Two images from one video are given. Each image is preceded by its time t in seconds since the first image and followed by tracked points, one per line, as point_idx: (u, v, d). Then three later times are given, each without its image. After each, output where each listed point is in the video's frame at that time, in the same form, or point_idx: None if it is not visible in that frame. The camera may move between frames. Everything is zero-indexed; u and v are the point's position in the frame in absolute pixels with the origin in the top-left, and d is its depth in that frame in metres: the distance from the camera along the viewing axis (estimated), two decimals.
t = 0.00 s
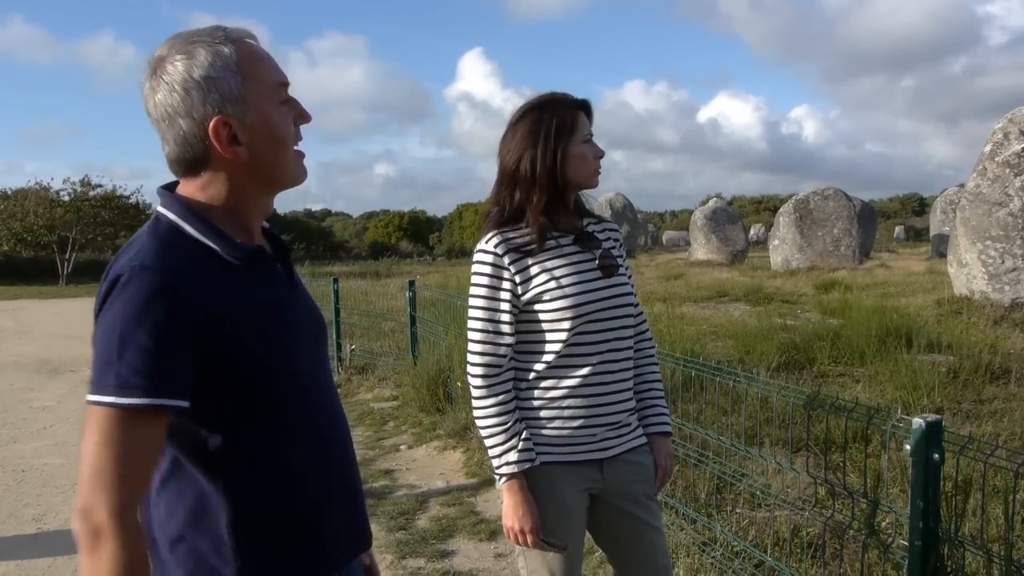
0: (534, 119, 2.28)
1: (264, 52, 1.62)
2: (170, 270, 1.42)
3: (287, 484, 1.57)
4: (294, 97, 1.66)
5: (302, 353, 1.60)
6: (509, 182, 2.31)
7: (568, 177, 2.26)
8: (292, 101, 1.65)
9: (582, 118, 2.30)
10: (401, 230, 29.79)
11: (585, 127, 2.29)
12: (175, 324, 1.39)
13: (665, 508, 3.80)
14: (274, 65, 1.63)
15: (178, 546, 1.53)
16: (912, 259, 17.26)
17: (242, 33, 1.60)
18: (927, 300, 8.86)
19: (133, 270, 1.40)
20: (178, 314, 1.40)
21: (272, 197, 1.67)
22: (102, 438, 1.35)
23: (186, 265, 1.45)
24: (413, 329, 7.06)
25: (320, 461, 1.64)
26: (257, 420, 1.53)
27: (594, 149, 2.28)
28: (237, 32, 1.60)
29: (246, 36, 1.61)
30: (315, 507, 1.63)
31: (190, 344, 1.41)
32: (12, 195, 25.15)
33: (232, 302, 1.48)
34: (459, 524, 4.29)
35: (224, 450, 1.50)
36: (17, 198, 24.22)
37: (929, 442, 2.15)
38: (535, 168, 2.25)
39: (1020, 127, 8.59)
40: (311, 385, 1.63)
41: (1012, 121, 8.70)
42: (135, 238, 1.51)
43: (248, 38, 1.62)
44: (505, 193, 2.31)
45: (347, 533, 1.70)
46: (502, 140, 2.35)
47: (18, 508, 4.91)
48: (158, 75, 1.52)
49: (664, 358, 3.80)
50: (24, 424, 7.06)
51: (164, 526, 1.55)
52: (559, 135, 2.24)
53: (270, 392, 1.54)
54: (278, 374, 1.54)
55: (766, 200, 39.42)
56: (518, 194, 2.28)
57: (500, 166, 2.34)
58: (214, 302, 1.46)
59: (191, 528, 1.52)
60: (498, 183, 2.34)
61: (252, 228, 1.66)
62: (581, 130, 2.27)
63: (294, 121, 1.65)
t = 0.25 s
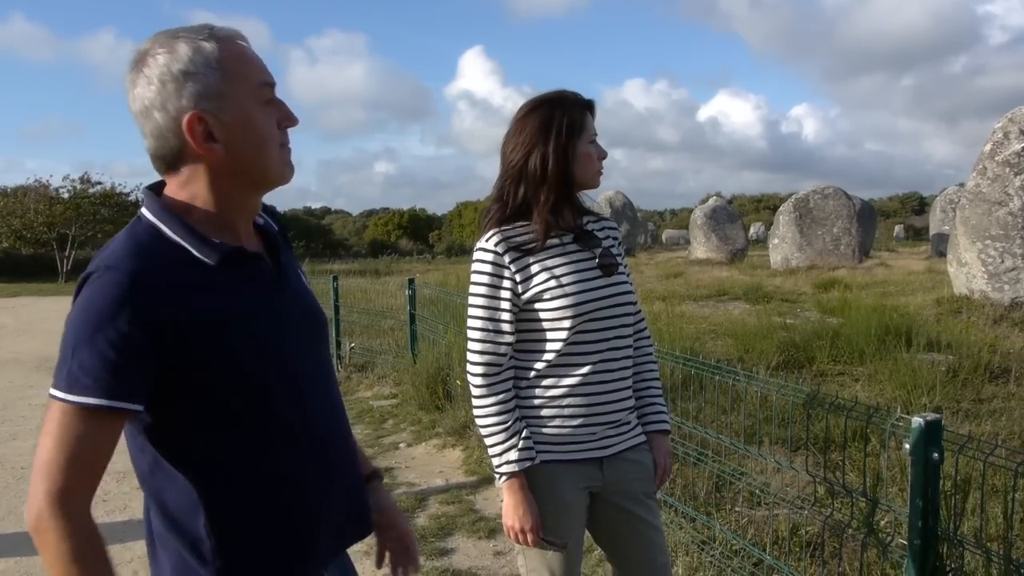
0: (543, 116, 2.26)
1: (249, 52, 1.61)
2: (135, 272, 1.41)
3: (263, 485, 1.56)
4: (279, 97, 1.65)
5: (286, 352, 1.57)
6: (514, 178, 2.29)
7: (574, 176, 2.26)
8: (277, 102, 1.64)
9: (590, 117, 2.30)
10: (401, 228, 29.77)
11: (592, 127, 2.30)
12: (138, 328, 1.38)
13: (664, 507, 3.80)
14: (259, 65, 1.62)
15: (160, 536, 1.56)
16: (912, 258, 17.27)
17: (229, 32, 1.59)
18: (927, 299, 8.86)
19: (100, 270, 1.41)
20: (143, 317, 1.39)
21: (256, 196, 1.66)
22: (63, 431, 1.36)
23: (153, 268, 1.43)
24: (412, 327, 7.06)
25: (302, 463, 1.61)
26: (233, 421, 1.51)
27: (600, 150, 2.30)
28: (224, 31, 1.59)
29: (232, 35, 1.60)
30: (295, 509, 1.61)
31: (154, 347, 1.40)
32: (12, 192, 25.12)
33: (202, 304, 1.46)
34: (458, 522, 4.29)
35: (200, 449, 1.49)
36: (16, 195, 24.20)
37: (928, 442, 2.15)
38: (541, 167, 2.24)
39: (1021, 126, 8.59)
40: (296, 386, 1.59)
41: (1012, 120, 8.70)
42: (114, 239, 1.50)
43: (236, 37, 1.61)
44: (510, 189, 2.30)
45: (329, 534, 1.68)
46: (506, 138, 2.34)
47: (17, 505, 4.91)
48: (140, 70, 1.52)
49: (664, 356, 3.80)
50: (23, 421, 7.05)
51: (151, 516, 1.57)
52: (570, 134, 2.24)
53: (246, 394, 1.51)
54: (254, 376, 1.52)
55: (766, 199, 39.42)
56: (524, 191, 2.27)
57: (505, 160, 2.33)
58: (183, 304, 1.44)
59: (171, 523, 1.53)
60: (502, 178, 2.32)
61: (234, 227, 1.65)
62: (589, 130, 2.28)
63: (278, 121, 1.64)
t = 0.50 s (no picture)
0: (546, 115, 2.27)
1: (198, 46, 1.56)
2: (121, 263, 1.41)
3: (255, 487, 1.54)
4: (236, 87, 1.58)
5: (278, 352, 1.56)
6: (516, 176, 2.29)
7: (575, 174, 2.26)
8: (234, 92, 1.58)
9: (593, 117, 2.30)
10: (401, 227, 29.75)
11: (595, 127, 2.30)
12: (126, 319, 1.38)
13: (664, 506, 3.80)
14: (209, 58, 1.56)
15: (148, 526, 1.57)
16: (912, 258, 17.28)
17: (176, 31, 1.56)
18: (927, 299, 8.86)
19: (86, 257, 1.42)
20: (128, 309, 1.39)
21: (229, 189, 1.62)
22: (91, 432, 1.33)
23: (140, 259, 1.43)
24: (412, 326, 7.06)
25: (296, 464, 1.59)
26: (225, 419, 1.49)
27: (602, 149, 2.30)
28: (173, 31, 1.56)
29: (178, 33, 1.56)
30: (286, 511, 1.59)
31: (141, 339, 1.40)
32: (12, 190, 25.12)
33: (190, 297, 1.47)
34: (458, 521, 4.28)
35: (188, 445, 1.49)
36: (16, 193, 24.19)
37: (928, 442, 2.14)
38: (544, 167, 2.24)
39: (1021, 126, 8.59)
40: (290, 385, 1.58)
41: (1012, 120, 8.69)
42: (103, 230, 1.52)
43: (187, 34, 1.58)
44: (512, 187, 2.30)
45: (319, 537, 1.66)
46: (508, 138, 2.34)
47: (17, 504, 4.91)
48: (92, 84, 1.55)
49: (664, 356, 3.80)
50: (23, 419, 7.05)
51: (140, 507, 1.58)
52: (573, 133, 2.24)
53: (238, 391, 1.50)
54: (246, 373, 1.51)
55: (766, 199, 39.42)
56: (525, 189, 2.27)
57: (508, 159, 2.33)
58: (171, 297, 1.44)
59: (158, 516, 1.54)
60: (504, 176, 2.32)
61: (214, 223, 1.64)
62: (591, 129, 2.28)
63: (234, 110, 1.57)
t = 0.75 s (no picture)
0: (545, 115, 2.26)
1: (198, 45, 1.56)
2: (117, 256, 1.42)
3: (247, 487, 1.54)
4: (239, 82, 1.58)
5: (274, 352, 1.56)
6: (516, 177, 2.29)
7: (575, 173, 2.25)
8: (237, 87, 1.58)
9: (593, 116, 2.30)
10: (401, 227, 29.75)
11: (595, 126, 2.30)
12: (124, 311, 1.38)
13: (664, 506, 3.80)
14: (209, 56, 1.56)
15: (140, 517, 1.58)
16: (913, 258, 17.27)
17: (172, 32, 1.56)
18: (927, 299, 8.86)
19: (86, 247, 1.43)
20: (126, 300, 1.39)
21: (237, 184, 1.62)
22: (61, 407, 1.31)
23: (136, 253, 1.44)
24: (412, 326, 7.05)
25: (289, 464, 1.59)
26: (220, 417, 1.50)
27: (602, 149, 2.29)
28: (170, 32, 1.56)
29: (176, 34, 1.56)
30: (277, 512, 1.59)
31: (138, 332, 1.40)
32: (12, 190, 25.12)
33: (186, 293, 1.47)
34: (458, 521, 4.28)
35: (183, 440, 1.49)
36: (17, 193, 24.19)
37: (928, 441, 2.14)
38: (542, 172, 2.24)
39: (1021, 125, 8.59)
40: (285, 385, 1.58)
41: (1013, 120, 8.69)
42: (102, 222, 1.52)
43: (184, 35, 1.58)
44: (511, 187, 2.29)
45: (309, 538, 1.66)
46: (508, 139, 2.34)
47: (17, 503, 4.91)
48: (95, 90, 1.55)
49: (664, 355, 3.80)
50: (24, 419, 7.05)
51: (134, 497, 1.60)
52: (572, 133, 2.24)
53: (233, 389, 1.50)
54: (242, 371, 1.51)
55: (766, 199, 39.42)
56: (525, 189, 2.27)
57: (507, 160, 2.32)
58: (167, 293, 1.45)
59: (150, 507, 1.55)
60: (504, 177, 2.32)
61: (221, 221, 1.64)
62: (591, 129, 2.28)
63: (239, 107, 1.57)
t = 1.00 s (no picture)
0: (539, 116, 2.26)
1: (232, 52, 1.59)
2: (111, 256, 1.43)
3: (245, 486, 1.55)
4: (268, 95, 1.63)
5: (271, 352, 1.56)
6: (512, 178, 2.30)
7: (569, 174, 2.24)
8: (266, 99, 1.62)
9: (589, 115, 2.27)
10: (401, 227, 29.74)
11: (592, 125, 2.27)
12: (118, 308, 1.40)
13: (664, 505, 3.80)
14: (241, 65, 1.60)
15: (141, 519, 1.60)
16: (912, 257, 17.28)
17: (209, 33, 1.59)
18: (928, 299, 8.85)
19: (85, 247, 1.45)
20: (121, 296, 1.41)
21: (251, 194, 1.65)
22: (29, 396, 1.34)
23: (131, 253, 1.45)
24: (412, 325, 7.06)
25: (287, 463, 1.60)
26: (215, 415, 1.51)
27: (599, 147, 2.26)
28: (206, 33, 1.59)
29: (212, 35, 1.59)
30: (276, 512, 1.59)
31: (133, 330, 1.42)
32: (12, 190, 25.12)
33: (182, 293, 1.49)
34: (458, 521, 4.28)
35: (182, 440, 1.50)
36: (16, 193, 24.20)
37: (929, 441, 2.14)
38: (535, 178, 2.24)
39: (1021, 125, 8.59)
40: (283, 384, 1.59)
41: (1013, 119, 8.69)
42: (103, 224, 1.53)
43: (219, 38, 1.61)
44: (507, 188, 2.31)
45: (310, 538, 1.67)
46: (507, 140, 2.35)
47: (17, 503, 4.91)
48: (122, 79, 1.55)
49: (664, 355, 3.80)
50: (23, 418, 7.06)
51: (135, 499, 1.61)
52: (564, 133, 2.22)
53: (228, 388, 1.51)
54: (237, 370, 1.52)
55: (766, 198, 39.42)
56: (518, 190, 2.27)
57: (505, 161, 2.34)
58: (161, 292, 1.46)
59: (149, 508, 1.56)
60: (501, 178, 2.34)
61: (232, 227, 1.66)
62: (586, 128, 2.25)
63: (265, 119, 1.61)
